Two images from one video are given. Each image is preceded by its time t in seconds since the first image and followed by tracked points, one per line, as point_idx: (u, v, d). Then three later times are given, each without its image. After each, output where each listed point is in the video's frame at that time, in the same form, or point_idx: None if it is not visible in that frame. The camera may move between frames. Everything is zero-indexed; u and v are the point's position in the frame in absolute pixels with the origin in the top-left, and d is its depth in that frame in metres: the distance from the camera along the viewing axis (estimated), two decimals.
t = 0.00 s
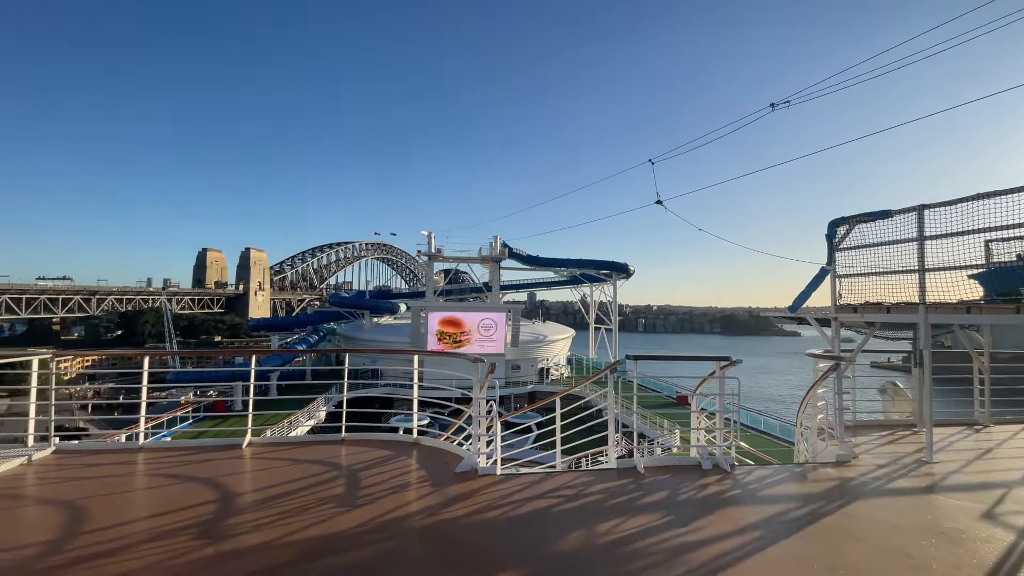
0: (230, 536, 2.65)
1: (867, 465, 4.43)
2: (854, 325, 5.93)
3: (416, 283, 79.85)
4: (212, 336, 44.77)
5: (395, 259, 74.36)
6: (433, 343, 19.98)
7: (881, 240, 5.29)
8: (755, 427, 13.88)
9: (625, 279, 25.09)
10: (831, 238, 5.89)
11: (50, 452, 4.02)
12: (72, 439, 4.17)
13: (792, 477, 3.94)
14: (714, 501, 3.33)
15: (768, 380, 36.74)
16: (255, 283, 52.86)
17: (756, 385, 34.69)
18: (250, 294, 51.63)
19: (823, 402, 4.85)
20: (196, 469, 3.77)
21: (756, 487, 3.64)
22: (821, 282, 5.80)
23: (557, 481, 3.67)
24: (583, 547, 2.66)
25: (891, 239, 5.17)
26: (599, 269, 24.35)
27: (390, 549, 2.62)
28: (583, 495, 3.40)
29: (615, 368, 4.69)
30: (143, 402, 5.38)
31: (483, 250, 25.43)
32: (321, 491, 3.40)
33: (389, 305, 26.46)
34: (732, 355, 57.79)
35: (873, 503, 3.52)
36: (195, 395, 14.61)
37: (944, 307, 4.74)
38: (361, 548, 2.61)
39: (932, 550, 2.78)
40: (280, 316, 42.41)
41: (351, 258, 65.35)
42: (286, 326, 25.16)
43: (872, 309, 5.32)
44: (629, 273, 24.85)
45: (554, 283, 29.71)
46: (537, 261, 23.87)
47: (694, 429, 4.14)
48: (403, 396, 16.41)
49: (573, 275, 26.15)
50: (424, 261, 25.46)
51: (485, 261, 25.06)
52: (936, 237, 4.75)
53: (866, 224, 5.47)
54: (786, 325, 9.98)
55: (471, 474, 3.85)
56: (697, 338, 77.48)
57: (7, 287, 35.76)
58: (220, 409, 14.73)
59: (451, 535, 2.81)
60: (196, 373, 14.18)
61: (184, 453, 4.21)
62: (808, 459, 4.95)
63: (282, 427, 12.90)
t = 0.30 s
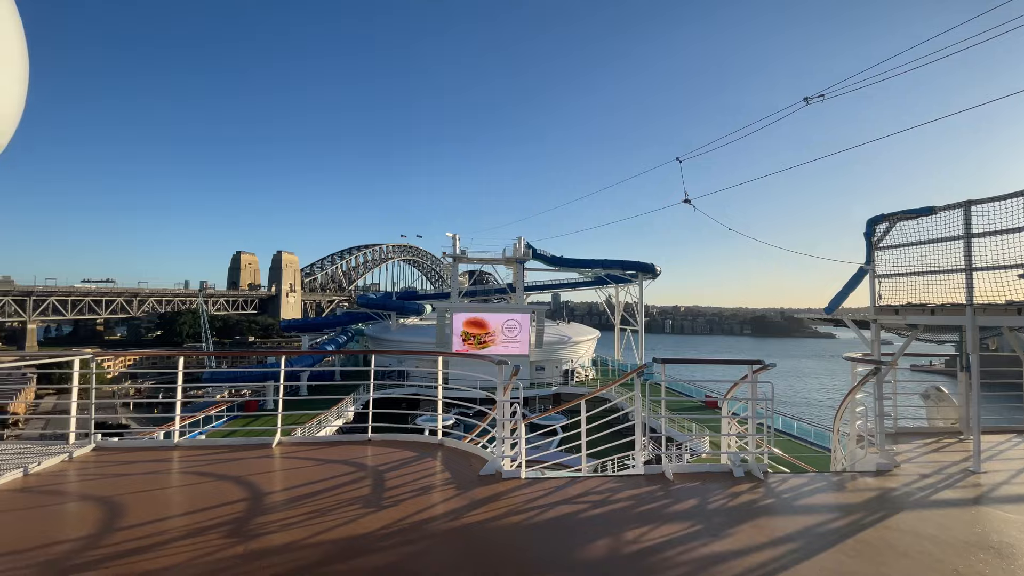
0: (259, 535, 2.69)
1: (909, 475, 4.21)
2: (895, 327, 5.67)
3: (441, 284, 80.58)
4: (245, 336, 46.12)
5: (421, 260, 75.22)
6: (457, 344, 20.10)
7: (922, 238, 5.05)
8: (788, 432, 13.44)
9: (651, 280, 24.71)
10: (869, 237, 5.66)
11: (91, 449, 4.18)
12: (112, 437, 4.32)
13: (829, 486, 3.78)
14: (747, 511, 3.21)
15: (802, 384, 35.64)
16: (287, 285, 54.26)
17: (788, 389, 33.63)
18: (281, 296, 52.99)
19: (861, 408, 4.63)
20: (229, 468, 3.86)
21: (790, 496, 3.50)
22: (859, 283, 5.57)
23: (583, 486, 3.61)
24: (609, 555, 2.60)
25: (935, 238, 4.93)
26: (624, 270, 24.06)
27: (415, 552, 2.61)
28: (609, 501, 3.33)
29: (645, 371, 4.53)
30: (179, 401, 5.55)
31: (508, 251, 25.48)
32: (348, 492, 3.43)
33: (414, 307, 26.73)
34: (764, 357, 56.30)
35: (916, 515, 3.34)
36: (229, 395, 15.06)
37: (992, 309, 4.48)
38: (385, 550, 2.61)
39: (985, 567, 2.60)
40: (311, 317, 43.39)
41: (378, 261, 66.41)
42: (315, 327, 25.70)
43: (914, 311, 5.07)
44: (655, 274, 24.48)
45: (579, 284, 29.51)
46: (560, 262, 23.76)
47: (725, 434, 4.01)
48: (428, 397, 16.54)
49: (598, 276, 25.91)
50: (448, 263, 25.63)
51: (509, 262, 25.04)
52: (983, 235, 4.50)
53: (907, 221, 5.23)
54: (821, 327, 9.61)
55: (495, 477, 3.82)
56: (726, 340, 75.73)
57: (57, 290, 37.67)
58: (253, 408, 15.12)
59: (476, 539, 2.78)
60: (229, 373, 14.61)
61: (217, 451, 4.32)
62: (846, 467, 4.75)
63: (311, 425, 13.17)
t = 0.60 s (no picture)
0: (288, 533, 2.73)
1: (958, 485, 3.98)
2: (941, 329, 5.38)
3: (467, 285, 81.05)
4: (279, 336, 47.40)
5: (448, 261, 75.81)
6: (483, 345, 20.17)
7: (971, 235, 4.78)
8: (825, 437, 12.96)
9: (680, 280, 24.24)
10: (913, 234, 5.39)
11: (131, 446, 4.33)
12: (150, 434, 4.47)
13: (871, 496, 3.60)
14: (783, 520, 3.08)
15: (839, 388, 34.36)
16: (318, 286, 55.54)
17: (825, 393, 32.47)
18: (313, 297, 54.25)
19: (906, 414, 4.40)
20: (260, 466, 3.94)
21: (829, 505, 3.35)
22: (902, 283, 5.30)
23: (611, 491, 3.54)
24: (638, 563, 2.53)
25: (984, 235, 4.66)
26: (652, 270, 23.70)
27: (440, 554, 2.60)
28: (637, 508, 3.25)
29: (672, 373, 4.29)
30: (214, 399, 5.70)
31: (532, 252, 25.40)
32: (375, 491, 3.45)
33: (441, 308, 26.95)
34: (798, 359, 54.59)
35: (967, 529, 3.15)
36: (262, 393, 15.49)
37: None
38: (411, 551, 2.61)
39: None
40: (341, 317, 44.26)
41: (405, 262, 67.30)
42: (345, 328, 26.21)
43: (963, 312, 4.80)
44: (684, 274, 24.04)
45: (605, 284, 29.21)
46: (587, 263, 23.58)
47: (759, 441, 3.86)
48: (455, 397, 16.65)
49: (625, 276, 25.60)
50: (474, 264, 25.74)
51: (534, 262, 24.94)
52: None
53: (953, 217, 4.96)
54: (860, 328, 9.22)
55: (521, 479, 3.78)
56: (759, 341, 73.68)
57: (103, 292, 39.49)
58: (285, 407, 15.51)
59: (501, 543, 2.76)
60: (263, 372, 15.03)
61: (249, 449, 4.41)
62: (889, 475, 4.52)
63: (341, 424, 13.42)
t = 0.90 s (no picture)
0: (318, 530, 2.78)
1: (1010, 496, 3.75)
2: (992, 330, 5.08)
3: (493, 286, 81.36)
4: (311, 336, 48.60)
5: (474, 262, 76.25)
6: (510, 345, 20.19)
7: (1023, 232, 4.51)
8: (864, 443, 12.48)
9: (710, 280, 23.74)
10: (960, 231, 5.11)
11: (171, 441, 4.49)
12: (190, 430, 4.64)
13: (916, 506, 3.43)
14: (821, 530, 2.96)
15: (880, 392, 33.00)
16: (347, 288, 56.71)
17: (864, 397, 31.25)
18: (343, 298, 55.42)
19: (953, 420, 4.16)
20: (292, 463, 4.03)
21: (869, 515, 3.20)
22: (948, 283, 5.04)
23: (639, 496, 3.47)
24: (667, 571, 2.47)
25: None
26: (681, 270, 23.30)
27: (467, 555, 2.60)
28: (666, 513, 3.18)
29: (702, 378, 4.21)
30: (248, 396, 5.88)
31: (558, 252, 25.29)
32: (402, 491, 3.48)
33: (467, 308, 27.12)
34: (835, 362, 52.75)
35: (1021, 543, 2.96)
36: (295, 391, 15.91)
37: None
38: (438, 552, 2.62)
39: None
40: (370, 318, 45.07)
41: (433, 263, 68.02)
42: (374, 328, 26.67)
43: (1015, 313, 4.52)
44: (715, 273, 23.54)
45: (632, 285, 28.86)
46: (613, 263, 23.36)
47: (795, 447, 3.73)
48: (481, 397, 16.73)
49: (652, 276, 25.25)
50: (500, 265, 25.81)
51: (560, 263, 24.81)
52: None
53: (1003, 213, 4.69)
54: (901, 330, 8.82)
55: (548, 481, 3.75)
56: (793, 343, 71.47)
57: (147, 293, 41.26)
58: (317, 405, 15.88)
59: (528, 545, 2.74)
60: (296, 371, 15.42)
61: (282, 446, 4.52)
62: (935, 484, 4.30)
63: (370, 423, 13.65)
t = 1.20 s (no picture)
0: (349, 527, 2.82)
1: None
2: None
3: (519, 286, 81.41)
4: (341, 336, 49.65)
5: (500, 263, 76.47)
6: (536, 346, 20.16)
7: None
8: (906, 449, 11.95)
9: (741, 280, 23.19)
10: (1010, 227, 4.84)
11: (209, 438, 4.65)
12: (227, 426, 4.79)
13: (965, 516, 3.24)
14: (861, 538, 2.84)
15: (924, 396, 31.53)
16: (376, 288, 57.68)
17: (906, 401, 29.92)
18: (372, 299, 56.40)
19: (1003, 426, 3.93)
20: (324, 460, 4.11)
21: (913, 524, 3.05)
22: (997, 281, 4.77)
23: (669, 500, 3.40)
24: None
25: None
26: (711, 270, 22.82)
27: (494, 555, 2.59)
28: (697, 518, 3.10)
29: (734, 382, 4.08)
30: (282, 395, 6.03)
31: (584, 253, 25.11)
32: (430, 490, 3.51)
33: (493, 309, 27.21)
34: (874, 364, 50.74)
35: None
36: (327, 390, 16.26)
37: None
38: (465, 552, 2.62)
39: None
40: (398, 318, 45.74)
41: (459, 264, 68.54)
42: (402, 328, 27.04)
43: None
44: (746, 273, 22.99)
45: (660, 285, 28.41)
46: (641, 263, 23.06)
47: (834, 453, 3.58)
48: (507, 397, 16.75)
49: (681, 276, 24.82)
50: (526, 265, 25.80)
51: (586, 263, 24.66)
52: None
53: None
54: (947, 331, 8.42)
55: (576, 484, 3.72)
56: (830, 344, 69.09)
57: (187, 294, 42.89)
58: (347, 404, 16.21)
59: (556, 547, 2.71)
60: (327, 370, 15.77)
61: (313, 444, 4.62)
62: (983, 493, 4.06)
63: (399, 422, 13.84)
